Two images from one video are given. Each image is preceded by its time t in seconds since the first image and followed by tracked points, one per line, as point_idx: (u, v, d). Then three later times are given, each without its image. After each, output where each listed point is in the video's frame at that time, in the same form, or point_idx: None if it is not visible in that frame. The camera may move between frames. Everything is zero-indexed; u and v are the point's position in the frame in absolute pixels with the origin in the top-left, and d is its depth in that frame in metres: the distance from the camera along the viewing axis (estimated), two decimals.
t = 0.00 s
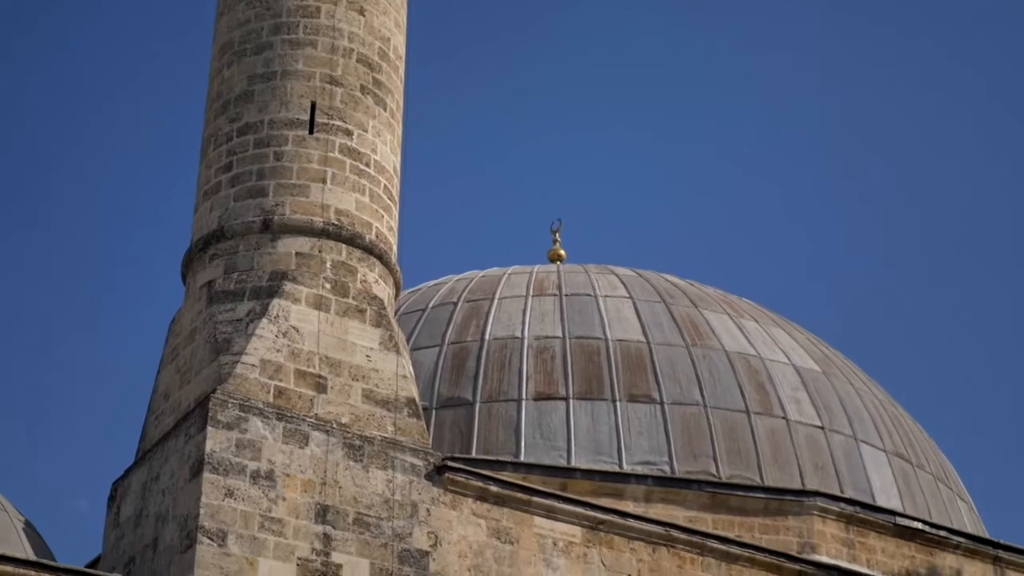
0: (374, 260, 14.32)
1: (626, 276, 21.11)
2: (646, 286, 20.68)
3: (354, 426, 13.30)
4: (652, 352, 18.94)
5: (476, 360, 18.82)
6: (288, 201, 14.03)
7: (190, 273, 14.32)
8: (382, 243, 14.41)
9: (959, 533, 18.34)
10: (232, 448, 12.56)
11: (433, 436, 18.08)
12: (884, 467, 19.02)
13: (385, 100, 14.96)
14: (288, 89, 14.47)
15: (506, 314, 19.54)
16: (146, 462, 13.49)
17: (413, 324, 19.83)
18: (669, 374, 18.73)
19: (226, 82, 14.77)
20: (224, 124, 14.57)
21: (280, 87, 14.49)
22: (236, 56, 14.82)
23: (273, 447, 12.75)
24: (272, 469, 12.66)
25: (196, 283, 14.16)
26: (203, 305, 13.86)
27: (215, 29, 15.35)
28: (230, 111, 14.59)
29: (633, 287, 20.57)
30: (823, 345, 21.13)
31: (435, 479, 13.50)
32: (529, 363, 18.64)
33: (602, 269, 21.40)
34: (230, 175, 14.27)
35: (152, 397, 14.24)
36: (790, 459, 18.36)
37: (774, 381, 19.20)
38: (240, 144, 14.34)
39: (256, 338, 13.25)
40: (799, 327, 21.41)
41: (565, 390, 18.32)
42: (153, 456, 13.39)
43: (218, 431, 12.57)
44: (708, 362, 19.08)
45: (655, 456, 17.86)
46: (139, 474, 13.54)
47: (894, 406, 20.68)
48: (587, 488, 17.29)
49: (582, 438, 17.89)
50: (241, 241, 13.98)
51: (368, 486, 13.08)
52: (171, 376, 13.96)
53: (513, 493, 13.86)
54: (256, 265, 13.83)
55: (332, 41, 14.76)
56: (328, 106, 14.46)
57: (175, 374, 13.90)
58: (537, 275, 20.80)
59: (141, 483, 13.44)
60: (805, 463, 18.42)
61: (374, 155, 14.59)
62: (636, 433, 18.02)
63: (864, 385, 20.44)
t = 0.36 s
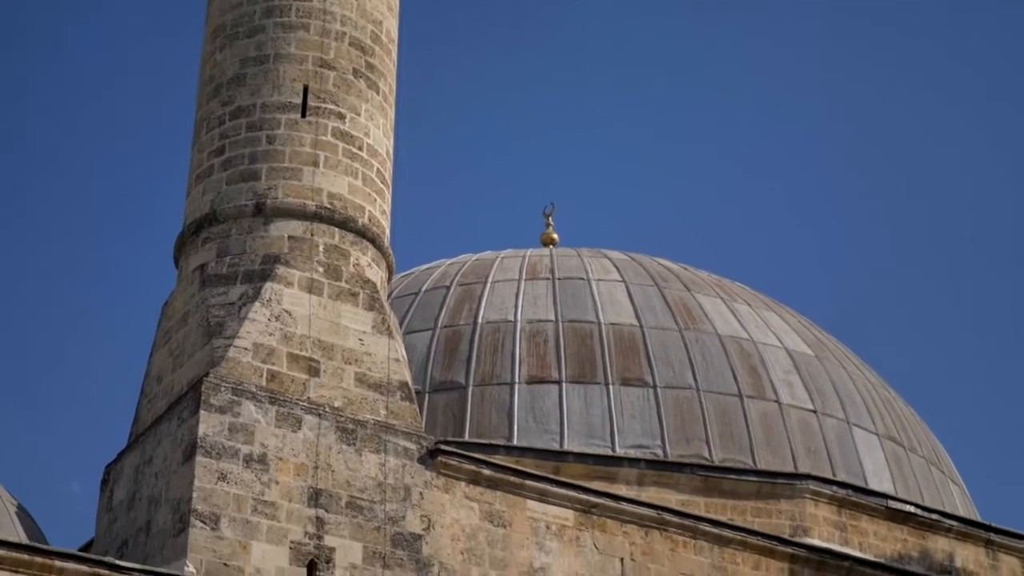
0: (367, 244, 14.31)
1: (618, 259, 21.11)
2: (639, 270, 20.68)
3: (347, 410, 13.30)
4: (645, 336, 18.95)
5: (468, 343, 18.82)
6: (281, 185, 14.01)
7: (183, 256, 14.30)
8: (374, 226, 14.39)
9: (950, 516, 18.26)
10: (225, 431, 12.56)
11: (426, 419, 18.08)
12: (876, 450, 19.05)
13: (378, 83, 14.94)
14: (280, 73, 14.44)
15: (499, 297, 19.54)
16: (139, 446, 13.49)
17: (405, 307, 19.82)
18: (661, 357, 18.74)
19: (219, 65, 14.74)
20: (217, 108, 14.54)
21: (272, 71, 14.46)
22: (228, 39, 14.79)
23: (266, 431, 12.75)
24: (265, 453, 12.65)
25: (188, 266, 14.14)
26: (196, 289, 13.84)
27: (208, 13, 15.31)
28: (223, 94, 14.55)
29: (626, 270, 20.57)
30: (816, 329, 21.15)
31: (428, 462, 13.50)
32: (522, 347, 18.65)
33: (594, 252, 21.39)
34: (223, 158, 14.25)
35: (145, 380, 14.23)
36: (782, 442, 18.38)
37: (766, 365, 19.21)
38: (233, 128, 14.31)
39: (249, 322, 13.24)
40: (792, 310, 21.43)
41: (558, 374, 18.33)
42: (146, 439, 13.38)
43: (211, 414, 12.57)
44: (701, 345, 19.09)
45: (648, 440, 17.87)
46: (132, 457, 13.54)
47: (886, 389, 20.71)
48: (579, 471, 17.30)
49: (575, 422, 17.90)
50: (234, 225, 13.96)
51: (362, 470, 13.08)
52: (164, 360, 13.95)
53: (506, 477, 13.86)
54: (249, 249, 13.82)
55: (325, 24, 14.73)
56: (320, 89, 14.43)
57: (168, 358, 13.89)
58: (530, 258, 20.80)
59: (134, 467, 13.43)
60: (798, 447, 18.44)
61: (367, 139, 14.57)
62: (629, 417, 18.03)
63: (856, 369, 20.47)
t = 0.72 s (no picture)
0: (359, 226, 14.31)
1: (611, 242, 21.14)
2: (631, 252, 20.70)
3: (339, 392, 13.30)
4: (638, 319, 18.97)
5: (461, 326, 18.83)
6: (273, 167, 13.99)
7: (175, 238, 14.29)
8: (366, 209, 14.39)
9: (943, 499, 18.45)
10: (217, 414, 12.55)
11: (419, 402, 18.08)
12: (868, 432, 19.08)
13: (370, 65, 14.93)
14: (272, 55, 14.42)
15: (491, 280, 19.56)
16: (131, 428, 13.49)
17: (398, 290, 19.83)
18: (654, 340, 18.75)
19: (211, 48, 14.71)
20: (209, 90, 14.51)
21: (265, 53, 14.43)
22: (220, 21, 14.76)
23: (258, 413, 12.75)
24: (258, 435, 12.66)
25: (180, 249, 14.13)
26: (188, 272, 13.83)
27: None
28: (214, 76, 14.53)
29: (618, 253, 20.60)
30: (809, 312, 21.17)
31: (420, 445, 13.51)
32: (515, 329, 18.67)
33: (587, 234, 21.41)
34: (215, 141, 14.23)
35: (137, 363, 14.23)
36: (775, 424, 18.40)
37: (759, 347, 19.24)
38: (225, 110, 14.28)
39: (241, 304, 13.23)
40: (784, 293, 21.46)
41: (551, 356, 18.34)
42: (138, 422, 13.38)
43: (204, 396, 12.56)
44: (693, 327, 19.11)
45: (641, 422, 17.87)
46: (125, 440, 13.54)
47: (879, 372, 20.76)
48: (572, 453, 17.28)
49: (567, 404, 17.90)
50: (226, 207, 13.95)
51: (354, 452, 13.09)
52: (156, 342, 13.94)
53: (498, 459, 13.87)
54: (241, 231, 13.80)
55: (317, 7, 14.71)
56: (312, 71, 14.41)
57: (160, 340, 13.89)
58: (523, 241, 20.82)
59: (126, 449, 13.43)
60: (790, 428, 18.46)
61: (359, 121, 14.56)
62: (622, 399, 18.04)
63: (848, 352, 20.51)
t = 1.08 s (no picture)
0: (352, 206, 14.30)
1: (603, 221, 21.16)
2: (623, 232, 20.71)
3: (331, 371, 13.30)
4: (630, 299, 18.98)
5: (453, 306, 18.83)
6: (265, 146, 13.96)
7: (167, 218, 14.26)
8: (359, 188, 14.38)
9: (934, 479, 18.52)
10: (209, 393, 12.54)
11: (411, 381, 18.06)
12: (860, 412, 19.11)
13: (362, 45, 14.92)
14: (264, 34, 14.39)
15: (484, 260, 19.58)
16: (123, 407, 13.48)
17: (390, 270, 19.83)
18: (646, 320, 18.77)
19: (202, 27, 14.68)
20: (200, 69, 14.47)
21: (256, 32, 14.40)
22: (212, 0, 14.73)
23: (250, 392, 12.74)
24: (250, 415, 12.65)
25: (172, 228, 14.10)
26: (180, 251, 13.81)
27: None
28: (206, 55, 14.49)
29: (611, 233, 20.62)
30: (801, 292, 21.20)
31: (413, 424, 13.51)
32: (507, 308, 18.68)
33: (579, 214, 21.42)
34: (207, 120, 14.19)
35: (129, 343, 14.21)
36: (767, 404, 18.41)
37: (751, 327, 19.26)
38: (217, 89, 14.24)
39: (233, 284, 13.20)
40: (777, 273, 21.49)
41: (543, 336, 18.35)
42: (130, 401, 13.37)
43: (196, 375, 12.54)
44: (686, 307, 19.14)
45: (633, 402, 17.86)
46: (117, 419, 13.53)
47: (871, 352, 20.80)
48: (565, 433, 17.26)
49: (560, 383, 17.89)
50: (218, 186, 13.92)
51: (347, 431, 13.10)
52: (148, 323, 13.93)
53: (491, 439, 13.88)
54: (233, 210, 13.77)
55: None
56: (304, 50, 14.39)
57: (152, 320, 13.87)
58: (515, 221, 20.83)
59: (118, 429, 13.42)
60: (782, 408, 18.47)
61: (351, 100, 14.55)
62: (614, 378, 18.04)
63: (841, 332, 20.55)
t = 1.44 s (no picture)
0: (344, 183, 14.29)
1: (596, 198, 21.17)
2: (616, 210, 20.74)
3: (323, 348, 13.31)
4: (622, 276, 19.01)
5: (445, 283, 18.85)
6: (256, 123, 13.94)
7: (159, 194, 14.26)
8: (350, 164, 14.38)
9: (925, 455, 18.57)
10: (201, 369, 12.55)
11: (403, 358, 18.07)
12: (851, 389, 19.15)
13: (354, 22, 14.91)
14: (256, 11, 14.37)
15: (476, 237, 19.60)
16: (115, 384, 13.49)
17: (382, 247, 19.84)
18: (639, 297, 18.79)
19: (194, 4, 14.67)
20: (192, 45, 14.46)
21: (248, 9, 14.38)
22: None
23: (242, 368, 12.75)
24: (242, 391, 12.66)
25: (164, 204, 14.09)
26: (171, 228, 13.80)
27: None
28: (197, 32, 14.47)
29: (603, 210, 20.65)
30: (793, 269, 21.22)
31: (405, 401, 13.53)
32: (499, 285, 18.69)
33: (572, 191, 21.44)
34: (198, 97, 14.17)
35: (120, 319, 14.22)
36: (759, 380, 18.43)
37: (743, 304, 19.29)
38: (208, 65, 14.23)
39: (224, 260, 13.20)
40: (769, 250, 21.52)
41: (535, 313, 18.36)
42: (122, 378, 13.38)
43: (188, 352, 12.55)
44: (678, 284, 19.17)
45: (625, 378, 17.87)
46: (108, 395, 13.54)
47: (863, 329, 20.84)
48: (556, 410, 17.28)
49: (552, 360, 17.90)
50: (209, 163, 13.91)
51: (339, 408, 13.12)
52: (140, 299, 13.93)
53: (483, 415, 13.89)
54: (224, 187, 13.77)
55: None
56: (296, 27, 14.37)
57: (143, 297, 13.87)
58: (507, 198, 20.85)
59: (110, 405, 13.44)
60: (774, 384, 18.50)
61: (343, 77, 14.53)
62: (606, 355, 18.05)
63: (832, 309, 20.58)
